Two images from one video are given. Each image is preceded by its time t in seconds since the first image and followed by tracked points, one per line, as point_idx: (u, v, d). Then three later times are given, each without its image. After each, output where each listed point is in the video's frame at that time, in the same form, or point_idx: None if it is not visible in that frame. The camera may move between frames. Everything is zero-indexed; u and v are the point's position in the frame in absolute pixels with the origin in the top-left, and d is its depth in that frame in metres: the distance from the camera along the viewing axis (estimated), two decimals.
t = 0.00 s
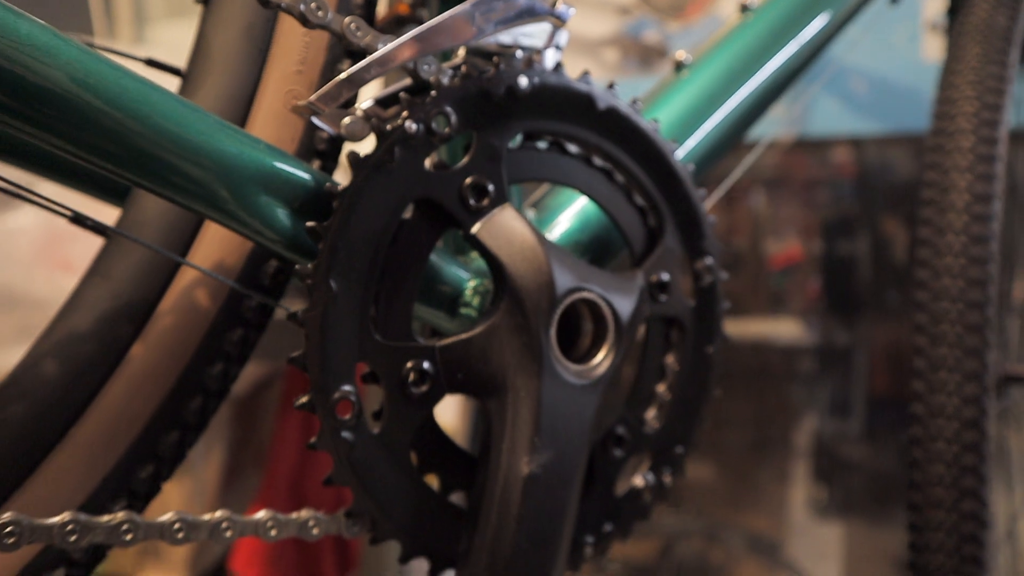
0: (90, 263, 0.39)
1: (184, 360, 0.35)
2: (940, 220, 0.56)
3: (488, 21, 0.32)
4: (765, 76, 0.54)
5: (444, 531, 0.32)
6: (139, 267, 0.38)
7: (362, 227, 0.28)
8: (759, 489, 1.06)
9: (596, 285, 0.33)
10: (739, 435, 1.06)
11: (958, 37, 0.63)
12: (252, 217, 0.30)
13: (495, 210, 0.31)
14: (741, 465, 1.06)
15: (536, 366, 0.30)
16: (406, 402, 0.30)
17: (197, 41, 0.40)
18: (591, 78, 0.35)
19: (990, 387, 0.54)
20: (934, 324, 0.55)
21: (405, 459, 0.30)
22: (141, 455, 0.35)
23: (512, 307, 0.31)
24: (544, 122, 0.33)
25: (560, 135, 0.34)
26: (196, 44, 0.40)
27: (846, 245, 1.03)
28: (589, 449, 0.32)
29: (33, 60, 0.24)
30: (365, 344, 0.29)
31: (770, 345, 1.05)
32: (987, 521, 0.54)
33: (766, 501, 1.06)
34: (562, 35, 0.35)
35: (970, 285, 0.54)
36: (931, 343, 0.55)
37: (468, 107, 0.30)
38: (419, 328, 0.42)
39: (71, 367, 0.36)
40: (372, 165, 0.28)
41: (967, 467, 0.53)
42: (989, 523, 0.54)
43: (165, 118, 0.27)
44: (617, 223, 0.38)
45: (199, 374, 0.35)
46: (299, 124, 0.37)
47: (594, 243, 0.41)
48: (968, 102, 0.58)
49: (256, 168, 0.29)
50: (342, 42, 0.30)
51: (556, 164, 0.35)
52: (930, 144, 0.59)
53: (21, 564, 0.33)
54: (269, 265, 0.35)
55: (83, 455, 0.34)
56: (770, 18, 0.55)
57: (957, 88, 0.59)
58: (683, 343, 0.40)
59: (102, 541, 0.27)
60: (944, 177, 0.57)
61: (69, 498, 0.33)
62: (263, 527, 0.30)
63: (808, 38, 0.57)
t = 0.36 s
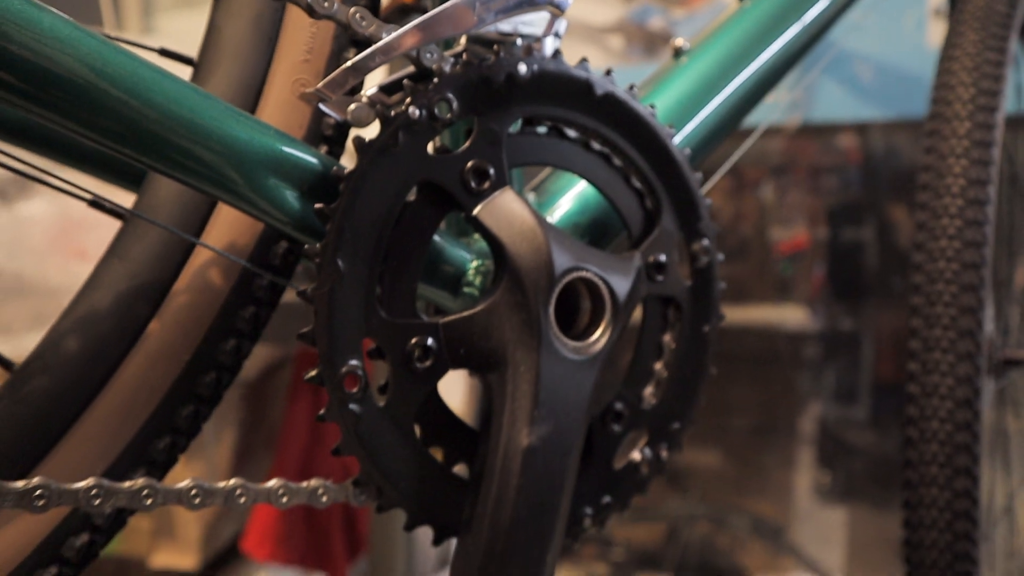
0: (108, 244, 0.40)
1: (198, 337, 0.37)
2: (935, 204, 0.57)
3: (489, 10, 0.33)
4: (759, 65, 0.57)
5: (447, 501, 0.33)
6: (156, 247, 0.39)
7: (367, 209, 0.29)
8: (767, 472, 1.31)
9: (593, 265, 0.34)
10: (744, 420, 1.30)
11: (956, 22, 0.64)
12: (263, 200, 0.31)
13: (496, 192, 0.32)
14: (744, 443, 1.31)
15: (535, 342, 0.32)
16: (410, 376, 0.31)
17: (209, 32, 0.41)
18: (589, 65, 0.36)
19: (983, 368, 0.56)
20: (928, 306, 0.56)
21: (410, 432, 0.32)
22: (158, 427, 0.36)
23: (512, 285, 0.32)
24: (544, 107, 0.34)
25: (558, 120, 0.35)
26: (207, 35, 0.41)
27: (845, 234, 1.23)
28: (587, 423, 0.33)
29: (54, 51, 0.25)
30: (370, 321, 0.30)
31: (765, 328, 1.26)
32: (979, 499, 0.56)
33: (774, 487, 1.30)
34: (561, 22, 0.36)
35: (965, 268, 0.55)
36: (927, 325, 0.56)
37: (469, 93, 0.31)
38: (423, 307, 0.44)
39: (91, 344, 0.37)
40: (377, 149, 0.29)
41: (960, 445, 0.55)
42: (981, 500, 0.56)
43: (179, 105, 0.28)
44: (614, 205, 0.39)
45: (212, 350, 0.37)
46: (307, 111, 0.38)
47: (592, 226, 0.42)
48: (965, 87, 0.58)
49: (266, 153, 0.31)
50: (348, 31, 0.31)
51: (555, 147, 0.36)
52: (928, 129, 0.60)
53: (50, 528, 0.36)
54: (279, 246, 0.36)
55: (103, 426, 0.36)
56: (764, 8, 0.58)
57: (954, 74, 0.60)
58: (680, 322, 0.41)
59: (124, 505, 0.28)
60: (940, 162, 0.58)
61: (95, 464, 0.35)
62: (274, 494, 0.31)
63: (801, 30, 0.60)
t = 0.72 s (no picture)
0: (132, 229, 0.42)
1: (217, 318, 0.38)
2: (935, 192, 0.58)
3: (496, 4, 0.34)
4: (760, 56, 0.58)
5: (455, 478, 0.34)
6: (176, 232, 0.40)
7: (379, 196, 0.31)
8: (772, 461, 1.36)
9: (596, 252, 0.35)
10: (747, 407, 1.35)
11: (958, 13, 0.64)
12: (279, 187, 0.32)
13: (502, 181, 0.34)
14: (747, 430, 1.37)
15: (539, 325, 0.33)
16: (420, 357, 0.32)
17: (226, 24, 0.43)
18: (593, 57, 0.37)
19: (979, 354, 0.57)
20: (926, 293, 0.57)
21: (418, 411, 0.33)
22: (179, 404, 0.38)
23: (517, 270, 0.33)
24: (549, 98, 0.35)
25: (563, 111, 0.36)
26: (224, 27, 0.43)
27: (853, 223, 1.25)
28: (588, 404, 0.35)
29: (83, 45, 0.26)
30: (381, 304, 0.31)
31: (766, 318, 1.30)
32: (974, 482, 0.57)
33: (779, 474, 1.36)
34: (565, 16, 0.37)
35: (963, 255, 0.56)
36: (924, 312, 0.57)
37: (477, 85, 0.32)
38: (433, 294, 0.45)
39: (115, 324, 0.38)
40: (388, 139, 0.30)
41: (956, 430, 0.56)
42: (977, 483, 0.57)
43: (200, 96, 0.30)
44: (617, 193, 0.40)
45: (231, 331, 0.38)
46: (320, 101, 0.40)
47: (596, 214, 0.43)
48: (965, 77, 0.59)
49: (282, 142, 0.32)
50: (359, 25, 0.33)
51: (560, 138, 0.37)
52: (929, 119, 0.60)
53: (77, 500, 0.37)
54: (293, 232, 0.37)
55: (127, 403, 0.37)
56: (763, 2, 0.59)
57: (955, 63, 0.60)
58: (681, 307, 0.42)
59: (149, 476, 0.29)
60: (940, 151, 0.59)
61: (120, 439, 0.36)
62: (290, 469, 0.33)
63: (800, 22, 0.62)
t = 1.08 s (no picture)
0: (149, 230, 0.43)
1: (233, 314, 0.40)
2: (930, 186, 0.59)
3: (497, 10, 0.35)
4: (758, 54, 0.59)
5: (461, 468, 0.36)
6: (193, 233, 0.42)
7: (386, 196, 0.32)
8: (779, 455, 1.38)
9: (595, 248, 0.36)
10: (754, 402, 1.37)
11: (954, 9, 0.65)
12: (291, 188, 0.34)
13: (504, 180, 0.35)
14: (753, 423, 1.38)
15: (541, 319, 0.34)
16: (427, 350, 0.34)
17: (238, 31, 0.44)
18: (592, 59, 0.39)
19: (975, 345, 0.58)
20: (922, 285, 0.58)
21: (425, 402, 0.34)
22: (198, 397, 0.39)
23: (519, 266, 0.35)
24: (549, 100, 0.36)
25: (563, 112, 0.37)
26: (236, 34, 0.44)
27: (857, 217, 1.26)
28: (589, 394, 0.36)
29: (106, 58, 0.28)
30: (389, 299, 0.33)
31: (771, 310, 1.30)
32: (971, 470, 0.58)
33: (788, 468, 1.39)
34: (564, 19, 0.38)
35: (958, 248, 0.57)
36: (920, 303, 0.58)
37: (479, 88, 0.34)
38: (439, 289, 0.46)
39: (137, 320, 0.40)
40: (394, 141, 0.32)
41: (952, 419, 0.57)
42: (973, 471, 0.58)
43: (214, 102, 0.31)
44: (616, 191, 0.41)
45: (246, 327, 0.40)
46: (328, 107, 0.41)
47: (596, 211, 0.45)
48: (960, 72, 0.60)
49: (292, 145, 0.33)
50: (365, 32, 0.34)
51: (560, 138, 0.38)
52: (925, 114, 0.61)
53: (103, 487, 0.39)
54: (304, 231, 0.39)
55: (148, 396, 0.39)
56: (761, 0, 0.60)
57: (951, 59, 0.61)
58: (679, 300, 0.43)
59: (171, 464, 0.31)
60: (936, 146, 0.60)
61: (143, 429, 0.38)
62: (304, 459, 0.34)
63: (798, 19, 0.63)
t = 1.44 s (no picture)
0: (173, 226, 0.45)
1: (253, 304, 0.41)
2: (926, 182, 0.61)
3: (503, 14, 0.37)
4: (759, 52, 0.60)
5: (469, 450, 0.37)
6: (215, 228, 0.44)
7: (398, 192, 0.34)
8: (784, 450, 1.41)
9: (597, 242, 0.38)
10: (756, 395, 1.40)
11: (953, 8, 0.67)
12: (307, 184, 0.36)
13: (510, 177, 0.37)
14: (758, 416, 1.41)
15: (545, 310, 0.36)
16: (437, 338, 0.35)
17: (256, 35, 0.46)
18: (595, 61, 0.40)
19: (969, 337, 0.59)
20: (917, 279, 0.60)
21: (435, 388, 0.36)
22: (220, 383, 0.41)
23: (525, 259, 0.36)
24: (553, 100, 0.38)
25: (567, 112, 0.39)
26: (255, 38, 0.46)
27: (862, 212, 1.27)
28: (591, 381, 0.38)
29: (132, 63, 0.30)
30: (402, 290, 0.34)
31: (773, 305, 1.33)
32: (965, 459, 0.60)
33: (793, 460, 1.41)
34: (568, 23, 0.40)
35: (953, 243, 0.59)
36: (916, 297, 0.60)
37: (487, 90, 0.35)
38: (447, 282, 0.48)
39: (162, 311, 0.42)
40: (406, 141, 0.33)
41: (946, 410, 0.59)
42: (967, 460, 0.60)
43: (234, 103, 0.33)
44: (618, 187, 0.43)
45: (265, 317, 0.42)
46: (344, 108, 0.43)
47: (599, 207, 0.46)
48: (956, 71, 0.62)
49: (308, 144, 0.35)
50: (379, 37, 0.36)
51: (564, 136, 0.40)
52: (922, 113, 0.63)
53: (133, 466, 0.41)
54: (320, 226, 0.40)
55: (173, 382, 0.40)
56: None
57: (948, 59, 0.63)
58: (679, 292, 0.45)
59: (196, 444, 0.33)
60: (932, 143, 0.61)
61: (169, 412, 0.40)
62: (320, 441, 0.36)
63: (800, 17, 0.64)
